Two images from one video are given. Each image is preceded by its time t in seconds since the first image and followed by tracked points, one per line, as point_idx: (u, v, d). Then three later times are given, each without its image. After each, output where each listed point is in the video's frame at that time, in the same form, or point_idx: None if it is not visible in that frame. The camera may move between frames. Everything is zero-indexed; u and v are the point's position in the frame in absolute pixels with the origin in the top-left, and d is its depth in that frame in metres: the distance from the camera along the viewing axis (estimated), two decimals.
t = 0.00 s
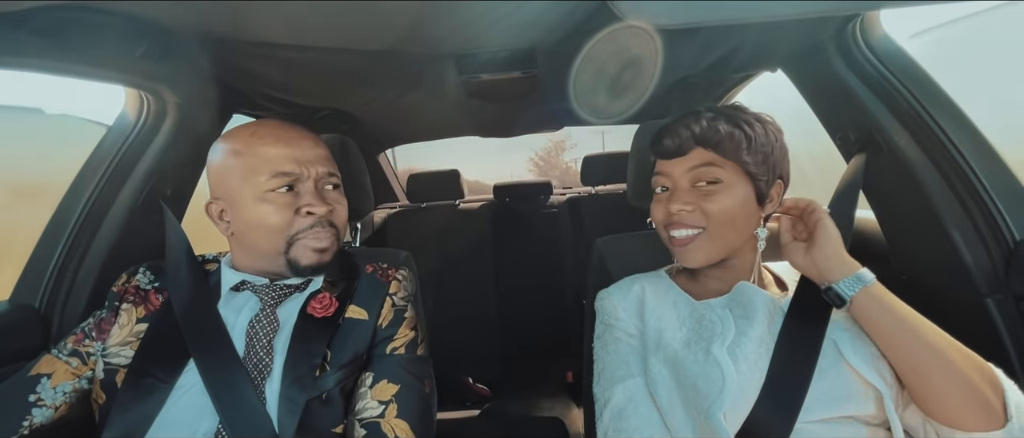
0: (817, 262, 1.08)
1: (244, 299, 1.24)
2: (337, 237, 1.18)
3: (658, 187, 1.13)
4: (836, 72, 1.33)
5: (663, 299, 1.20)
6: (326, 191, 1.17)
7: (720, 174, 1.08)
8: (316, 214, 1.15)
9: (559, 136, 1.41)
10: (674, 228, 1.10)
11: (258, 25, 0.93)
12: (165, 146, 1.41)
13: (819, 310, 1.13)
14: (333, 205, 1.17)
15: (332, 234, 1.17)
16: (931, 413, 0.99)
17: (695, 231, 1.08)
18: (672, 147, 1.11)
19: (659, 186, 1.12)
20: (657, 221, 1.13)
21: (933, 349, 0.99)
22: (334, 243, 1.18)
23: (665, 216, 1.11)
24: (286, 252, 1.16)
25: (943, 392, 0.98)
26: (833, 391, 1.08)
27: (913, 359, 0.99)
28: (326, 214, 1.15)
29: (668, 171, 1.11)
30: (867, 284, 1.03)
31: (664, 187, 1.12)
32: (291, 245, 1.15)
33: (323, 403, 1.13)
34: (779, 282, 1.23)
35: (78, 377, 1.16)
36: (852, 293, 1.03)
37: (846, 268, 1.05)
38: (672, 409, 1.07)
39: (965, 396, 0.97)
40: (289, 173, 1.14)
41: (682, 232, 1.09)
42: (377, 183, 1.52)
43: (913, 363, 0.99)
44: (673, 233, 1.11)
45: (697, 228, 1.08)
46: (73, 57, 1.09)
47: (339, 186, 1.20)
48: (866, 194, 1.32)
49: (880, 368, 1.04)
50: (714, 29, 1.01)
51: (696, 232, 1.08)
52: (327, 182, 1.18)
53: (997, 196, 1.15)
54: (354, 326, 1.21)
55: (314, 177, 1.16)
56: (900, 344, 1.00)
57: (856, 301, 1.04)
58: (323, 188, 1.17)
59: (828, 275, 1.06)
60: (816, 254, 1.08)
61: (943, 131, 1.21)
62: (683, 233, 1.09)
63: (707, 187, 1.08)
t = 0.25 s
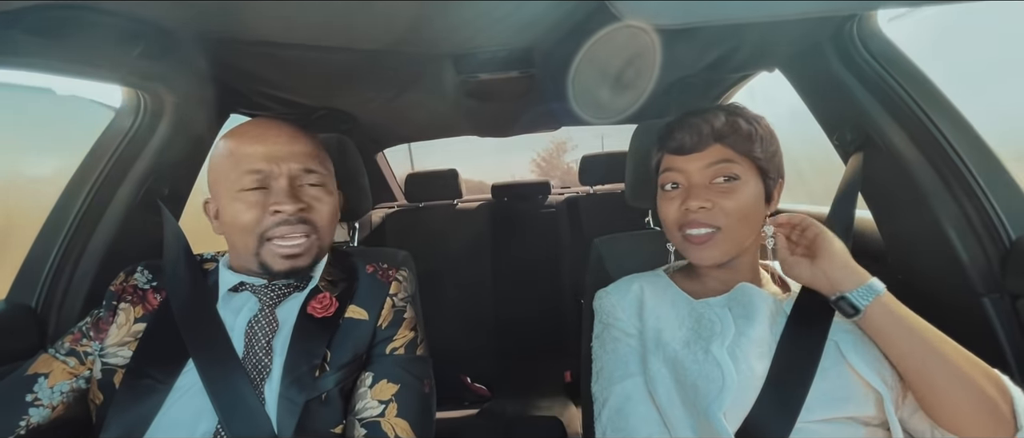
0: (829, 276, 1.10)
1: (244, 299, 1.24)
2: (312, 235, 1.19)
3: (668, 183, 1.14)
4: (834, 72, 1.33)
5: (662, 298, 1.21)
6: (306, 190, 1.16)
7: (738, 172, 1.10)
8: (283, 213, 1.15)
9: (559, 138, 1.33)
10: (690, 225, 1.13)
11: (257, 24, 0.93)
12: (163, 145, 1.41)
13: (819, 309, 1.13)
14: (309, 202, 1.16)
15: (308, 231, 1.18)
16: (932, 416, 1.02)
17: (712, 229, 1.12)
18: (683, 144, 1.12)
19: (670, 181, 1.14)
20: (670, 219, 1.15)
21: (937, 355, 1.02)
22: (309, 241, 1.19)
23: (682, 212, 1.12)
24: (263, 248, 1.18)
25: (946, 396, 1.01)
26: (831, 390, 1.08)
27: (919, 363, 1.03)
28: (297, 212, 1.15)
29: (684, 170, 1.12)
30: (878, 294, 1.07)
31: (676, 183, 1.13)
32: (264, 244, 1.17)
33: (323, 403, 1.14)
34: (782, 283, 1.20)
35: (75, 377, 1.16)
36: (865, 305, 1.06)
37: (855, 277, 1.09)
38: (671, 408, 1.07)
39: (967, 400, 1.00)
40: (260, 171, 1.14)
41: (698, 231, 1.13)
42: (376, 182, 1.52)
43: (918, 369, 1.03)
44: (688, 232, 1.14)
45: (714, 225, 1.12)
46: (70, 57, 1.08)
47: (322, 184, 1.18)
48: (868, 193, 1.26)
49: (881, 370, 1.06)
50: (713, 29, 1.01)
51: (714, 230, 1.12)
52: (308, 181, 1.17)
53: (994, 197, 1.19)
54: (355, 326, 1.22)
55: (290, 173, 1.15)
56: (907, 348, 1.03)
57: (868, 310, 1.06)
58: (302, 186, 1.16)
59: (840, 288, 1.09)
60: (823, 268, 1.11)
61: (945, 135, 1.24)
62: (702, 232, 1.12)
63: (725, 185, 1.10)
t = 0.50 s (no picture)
0: (870, 270, 1.01)
1: (242, 300, 1.24)
2: (262, 231, 1.15)
3: (676, 181, 1.14)
4: (832, 71, 1.33)
5: (659, 296, 1.21)
6: (260, 184, 1.14)
7: (748, 172, 1.11)
8: (229, 205, 1.11)
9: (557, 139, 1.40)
10: (702, 225, 1.11)
11: (255, 24, 0.93)
12: (161, 146, 1.40)
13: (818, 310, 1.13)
14: (259, 197, 1.13)
15: (256, 227, 1.14)
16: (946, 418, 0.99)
17: (724, 228, 1.11)
18: (689, 143, 1.13)
19: (679, 179, 1.13)
20: (679, 218, 1.13)
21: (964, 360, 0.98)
22: (256, 238, 1.14)
23: (693, 211, 1.11)
24: (213, 245, 1.14)
25: (965, 401, 0.97)
26: (831, 389, 1.08)
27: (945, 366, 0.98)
28: (241, 206, 1.12)
29: (693, 168, 1.12)
30: (920, 295, 0.98)
31: (684, 181, 1.13)
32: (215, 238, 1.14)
33: (321, 405, 1.14)
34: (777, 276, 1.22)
35: (73, 378, 1.15)
36: (907, 306, 0.98)
37: (900, 272, 0.99)
38: (670, 407, 1.08)
39: (986, 406, 0.97)
40: (219, 166, 1.15)
41: (711, 230, 1.11)
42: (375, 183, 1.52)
43: (942, 372, 0.98)
44: (701, 231, 1.11)
45: (726, 224, 1.10)
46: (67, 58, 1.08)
47: (281, 179, 1.15)
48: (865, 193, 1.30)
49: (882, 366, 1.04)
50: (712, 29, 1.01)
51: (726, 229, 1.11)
52: (263, 176, 1.14)
53: (992, 198, 1.18)
54: (353, 328, 1.22)
55: (244, 168, 1.14)
56: (935, 351, 0.99)
57: (908, 312, 0.99)
58: (255, 181, 1.14)
59: (882, 284, 1.00)
60: (862, 262, 1.02)
61: (943, 135, 1.23)
62: (714, 231, 1.11)
63: (736, 183, 1.10)
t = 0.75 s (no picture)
0: (923, 255, 1.00)
1: (240, 300, 1.24)
2: (257, 227, 1.16)
3: (679, 175, 1.16)
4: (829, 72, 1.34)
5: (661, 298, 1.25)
6: (256, 181, 1.16)
7: (752, 164, 1.13)
8: (225, 201, 1.13)
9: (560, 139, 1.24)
10: (709, 217, 1.14)
11: (256, 22, 0.93)
12: (159, 145, 1.40)
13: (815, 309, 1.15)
14: (254, 193, 1.15)
15: (251, 222, 1.16)
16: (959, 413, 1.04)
17: (732, 219, 1.13)
18: (695, 138, 1.15)
19: (683, 173, 1.16)
20: (685, 213, 1.15)
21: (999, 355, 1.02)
22: (250, 232, 1.16)
23: (699, 205, 1.13)
24: (208, 241, 1.15)
25: (984, 396, 1.02)
26: (826, 389, 1.12)
27: (978, 358, 1.01)
28: (235, 202, 1.13)
29: (699, 161, 1.15)
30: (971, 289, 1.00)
31: (689, 176, 1.16)
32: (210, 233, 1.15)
33: (320, 404, 1.15)
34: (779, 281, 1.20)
35: (72, 378, 1.16)
36: (955, 297, 1.00)
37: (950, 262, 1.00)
38: (670, 407, 1.11)
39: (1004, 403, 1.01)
40: (218, 163, 1.17)
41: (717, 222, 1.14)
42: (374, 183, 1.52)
43: (973, 364, 1.02)
44: (708, 223, 1.14)
45: (733, 215, 1.13)
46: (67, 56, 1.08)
47: (277, 177, 1.18)
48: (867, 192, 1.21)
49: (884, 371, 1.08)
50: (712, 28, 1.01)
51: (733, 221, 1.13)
52: (258, 173, 1.17)
53: (992, 197, 1.20)
54: (352, 327, 1.23)
55: (241, 166, 1.16)
56: (973, 342, 1.02)
57: (953, 302, 1.01)
58: (252, 178, 1.16)
59: (931, 272, 1.00)
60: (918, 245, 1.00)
61: (941, 134, 1.27)
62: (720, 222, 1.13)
63: (741, 176, 1.13)
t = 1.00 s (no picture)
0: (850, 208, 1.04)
1: (243, 300, 1.25)
2: (258, 228, 1.14)
3: (684, 170, 1.16)
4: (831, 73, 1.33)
5: (662, 298, 1.22)
6: (258, 181, 1.13)
7: (757, 160, 1.12)
8: (226, 201, 1.10)
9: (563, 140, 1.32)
10: (716, 212, 1.12)
11: (255, 23, 0.92)
12: (160, 145, 1.40)
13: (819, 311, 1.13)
14: (256, 193, 1.12)
15: (253, 223, 1.13)
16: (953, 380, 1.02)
17: (740, 214, 1.11)
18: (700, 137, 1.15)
19: (688, 169, 1.15)
20: (690, 208, 1.14)
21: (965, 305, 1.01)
22: (251, 233, 1.13)
23: (705, 200, 1.12)
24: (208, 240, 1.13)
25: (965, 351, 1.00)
26: (830, 387, 1.09)
27: (942, 313, 1.01)
28: (237, 202, 1.10)
29: (703, 158, 1.14)
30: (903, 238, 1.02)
31: (694, 170, 1.14)
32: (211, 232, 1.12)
33: (322, 404, 1.14)
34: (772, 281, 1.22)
35: (73, 376, 1.15)
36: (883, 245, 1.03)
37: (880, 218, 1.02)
38: (673, 409, 1.08)
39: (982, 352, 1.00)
40: (219, 163, 1.12)
41: (724, 216, 1.12)
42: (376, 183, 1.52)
43: (940, 320, 1.01)
44: (715, 218, 1.12)
45: (741, 210, 1.11)
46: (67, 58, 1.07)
47: (280, 177, 1.15)
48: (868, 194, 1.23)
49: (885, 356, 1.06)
50: (714, 30, 1.00)
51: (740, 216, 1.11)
52: (262, 174, 1.13)
53: (992, 199, 1.20)
54: (354, 326, 1.22)
55: (244, 165, 1.12)
56: (934, 298, 1.01)
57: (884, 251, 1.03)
58: (254, 179, 1.12)
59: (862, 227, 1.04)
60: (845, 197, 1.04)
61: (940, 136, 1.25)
62: (727, 217, 1.12)
63: (747, 171, 1.11)
